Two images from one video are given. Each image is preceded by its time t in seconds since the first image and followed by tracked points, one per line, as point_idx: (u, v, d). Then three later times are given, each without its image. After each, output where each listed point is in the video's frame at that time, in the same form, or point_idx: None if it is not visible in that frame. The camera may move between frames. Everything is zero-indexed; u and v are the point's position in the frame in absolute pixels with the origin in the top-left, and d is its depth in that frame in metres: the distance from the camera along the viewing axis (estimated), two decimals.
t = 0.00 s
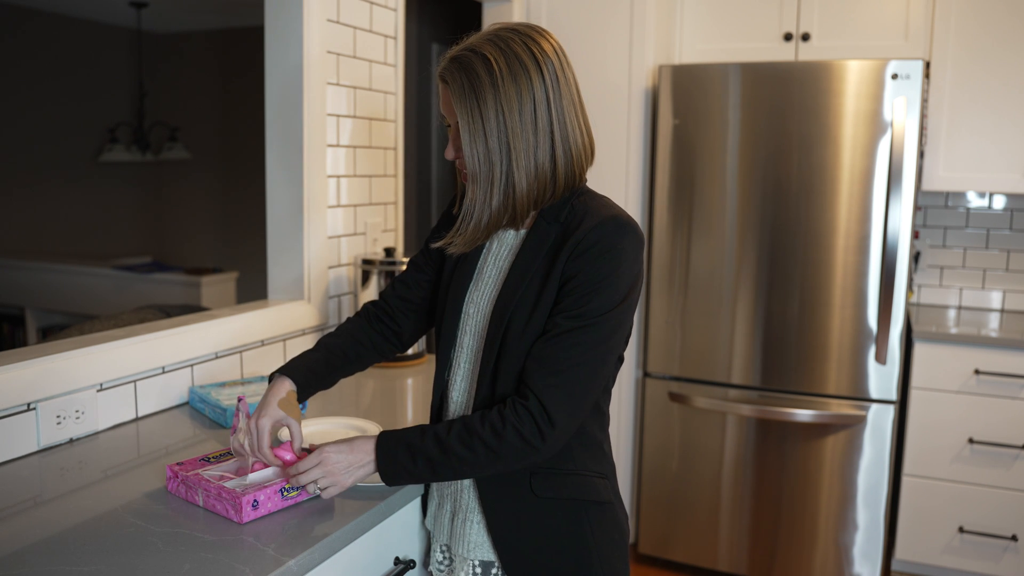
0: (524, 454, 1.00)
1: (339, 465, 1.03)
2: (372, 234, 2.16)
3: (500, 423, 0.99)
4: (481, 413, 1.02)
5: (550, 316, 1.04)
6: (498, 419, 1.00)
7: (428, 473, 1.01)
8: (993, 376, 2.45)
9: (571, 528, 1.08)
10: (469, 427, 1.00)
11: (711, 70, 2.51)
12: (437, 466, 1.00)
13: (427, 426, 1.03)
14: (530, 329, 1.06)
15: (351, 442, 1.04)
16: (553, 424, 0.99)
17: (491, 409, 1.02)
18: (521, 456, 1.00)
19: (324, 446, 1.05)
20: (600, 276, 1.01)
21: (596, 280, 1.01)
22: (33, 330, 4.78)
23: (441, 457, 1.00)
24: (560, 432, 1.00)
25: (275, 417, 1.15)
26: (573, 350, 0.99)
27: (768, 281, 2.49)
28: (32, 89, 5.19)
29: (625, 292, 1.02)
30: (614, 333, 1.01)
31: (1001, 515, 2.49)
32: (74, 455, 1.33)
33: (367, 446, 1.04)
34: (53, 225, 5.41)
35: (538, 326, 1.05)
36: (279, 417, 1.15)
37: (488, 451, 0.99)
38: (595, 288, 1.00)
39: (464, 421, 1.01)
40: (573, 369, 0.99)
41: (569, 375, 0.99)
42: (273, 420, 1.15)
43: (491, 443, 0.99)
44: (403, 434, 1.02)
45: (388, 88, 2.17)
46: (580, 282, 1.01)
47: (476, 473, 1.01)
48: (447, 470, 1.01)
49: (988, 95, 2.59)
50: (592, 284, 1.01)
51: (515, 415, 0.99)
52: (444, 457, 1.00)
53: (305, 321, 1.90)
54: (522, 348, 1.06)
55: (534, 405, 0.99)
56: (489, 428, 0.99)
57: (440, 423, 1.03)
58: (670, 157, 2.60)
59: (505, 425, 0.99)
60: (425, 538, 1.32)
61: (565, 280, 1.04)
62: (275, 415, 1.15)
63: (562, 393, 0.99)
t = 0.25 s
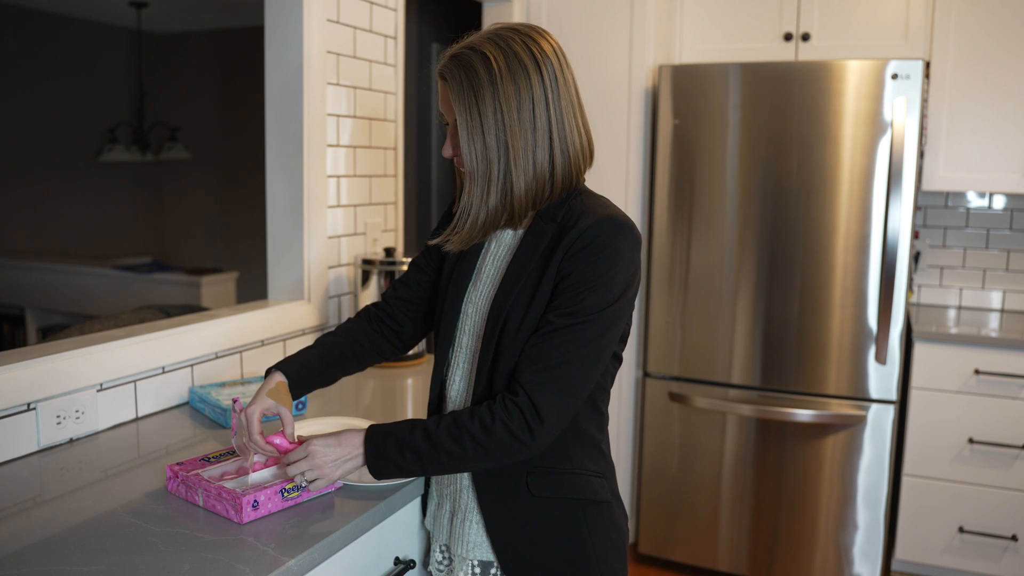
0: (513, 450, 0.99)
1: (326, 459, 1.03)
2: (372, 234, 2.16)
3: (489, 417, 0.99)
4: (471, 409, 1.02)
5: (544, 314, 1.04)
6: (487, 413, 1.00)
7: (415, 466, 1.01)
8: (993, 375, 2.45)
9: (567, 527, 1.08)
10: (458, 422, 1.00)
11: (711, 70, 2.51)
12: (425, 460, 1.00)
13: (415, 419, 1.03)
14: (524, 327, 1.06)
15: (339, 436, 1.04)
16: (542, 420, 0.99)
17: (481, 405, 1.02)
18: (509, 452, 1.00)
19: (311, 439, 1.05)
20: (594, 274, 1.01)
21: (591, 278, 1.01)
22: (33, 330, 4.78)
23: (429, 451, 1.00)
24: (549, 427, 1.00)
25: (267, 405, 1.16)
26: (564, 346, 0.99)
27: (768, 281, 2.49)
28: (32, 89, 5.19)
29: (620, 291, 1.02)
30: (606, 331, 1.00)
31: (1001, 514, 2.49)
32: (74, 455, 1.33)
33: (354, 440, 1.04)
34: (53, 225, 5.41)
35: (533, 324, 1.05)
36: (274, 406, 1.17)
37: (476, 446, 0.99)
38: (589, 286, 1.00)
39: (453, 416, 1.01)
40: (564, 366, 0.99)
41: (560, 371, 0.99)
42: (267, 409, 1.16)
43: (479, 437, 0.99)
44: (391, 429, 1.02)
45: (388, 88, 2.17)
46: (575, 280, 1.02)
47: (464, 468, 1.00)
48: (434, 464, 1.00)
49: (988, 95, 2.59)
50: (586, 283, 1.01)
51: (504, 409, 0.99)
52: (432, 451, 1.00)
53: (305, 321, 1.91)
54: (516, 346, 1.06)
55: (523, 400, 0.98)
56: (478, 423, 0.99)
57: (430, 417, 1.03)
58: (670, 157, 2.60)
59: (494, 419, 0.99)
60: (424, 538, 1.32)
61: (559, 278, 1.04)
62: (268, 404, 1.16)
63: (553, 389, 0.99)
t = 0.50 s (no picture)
0: (509, 449, 0.99)
1: (318, 462, 1.03)
2: (372, 234, 2.16)
3: (486, 417, 0.99)
4: (467, 408, 1.02)
5: (542, 313, 1.04)
6: (483, 412, 0.99)
7: (411, 465, 1.01)
8: (993, 375, 2.45)
9: (566, 527, 1.08)
10: (454, 421, 1.00)
11: (711, 70, 2.51)
12: (421, 459, 1.00)
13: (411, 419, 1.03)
14: (522, 326, 1.06)
15: (329, 438, 1.03)
16: (539, 419, 0.99)
17: (478, 404, 1.02)
18: (506, 451, 1.00)
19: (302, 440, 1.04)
20: (591, 273, 1.01)
21: (588, 277, 1.01)
22: (33, 330, 4.78)
23: (424, 450, 1.00)
24: (545, 426, 0.99)
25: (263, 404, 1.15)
26: (561, 346, 0.99)
27: (768, 281, 2.49)
28: (32, 89, 5.19)
29: (618, 291, 1.02)
30: (603, 330, 1.00)
31: (1001, 514, 2.49)
32: (74, 455, 1.33)
33: (344, 440, 1.04)
34: (52, 225, 5.41)
35: (530, 323, 1.05)
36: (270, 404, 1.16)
37: (473, 445, 0.99)
38: (586, 285, 1.00)
39: (449, 415, 1.01)
40: (561, 365, 0.99)
41: (557, 370, 0.99)
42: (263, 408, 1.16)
43: (475, 436, 0.99)
44: (385, 428, 1.02)
45: (388, 88, 2.17)
46: (572, 280, 1.01)
47: (459, 467, 1.00)
48: (430, 464, 1.00)
49: (988, 94, 2.59)
50: (583, 282, 1.01)
51: (500, 408, 0.99)
52: (428, 450, 1.00)
53: (304, 321, 1.90)
54: (514, 345, 1.06)
55: (519, 399, 0.98)
56: (474, 423, 0.99)
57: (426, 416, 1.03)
58: (670, 157, 2.60)
59: (490, 419, 0.99)
60: (424, 538, 1.32)
61: (557, 278, 1.04)
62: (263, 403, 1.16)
63: (549, 388, 0.99)
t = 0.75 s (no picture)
0: (509, 449, 0.99)
1: (315, 461, 1.02)
2: (372, 234, 2.16)
3: (486, 417, 0.99)
4: (467, 408, 1.02)
5: (542, 313, 1.04)
6: (483, 413, 1.00)
7: (411, 465, 1.01)
8: (993, 376, 2.45)
9: (566, 527, 1.08)
10: (454, 421, 1.00)
11: (711, 70, 2.51)
12: (420, 460, 1.00)
13: (410, 420, 1.03)
14: (522, 326, 1.06)
15: (326, 437, 1.03)
16: (539, 419, 0.99)
17: (477, 405, 1.02)
18: (506, 451, 1.00)
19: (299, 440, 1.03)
20: (591, 273, 1.01)
21: (588, 277, 1.01)
22: (33, 330, 4.78)
23: (424, 450, 1.00)
24: (545, 426, 1.00)
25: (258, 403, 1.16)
26: (561, 346, 0.99)
27: (768, 281, 2.49)
28: (32, 89, 5.19)
29: (618, 291, 1.02)
30: (603, 330, 1.01)
31: (1001, 514, 2.49)
32: (73, 455, 1.33)
33: (342, 439, 1.03)
34: (53, 225, 5.41)
35: (530, 322, 1.05)
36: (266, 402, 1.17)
37: (472, 445, 0.99)
38: (586, 285, 1.00)
39: (449, 415, 1.01)
40: (561, 365, 0.99)
41: (556, 371, 0.99)
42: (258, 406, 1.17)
43: (475, 436, 0.99)
44: (385, 428, 1.02)
45: (388, 88, 2.17)
46: (572, 280, 1.01)
47: (460, 467, 1.00)
48: (430, 464, 1.00)
49: (988, 94, 2.59)
50: (583, 282, 1.01)
51: (500, 409, 0.99)
52: (427, 451, 1.00)
53: (304, 321, 1.91)
54: (514, 345, 1.06)
55: (519, 399, 0.99)
56: (475, 423, 0.99)
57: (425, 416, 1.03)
58: (670, 157, 2.60)
59: (490, 419, 0.99)
60: (424, 538, 1.32)
61: (557, 277, 1.04)
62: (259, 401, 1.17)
63: (549, 388, 0.99)
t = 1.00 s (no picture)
0: (510, 449, 0.99)
1: (318, 461, 1.02)
2: (372, 234, 2.16)
3: (487, 417, 0.99)
4: (468, 408, 1.02)
5: (543, 313, 1.04)
6: (484, 413, 1.00)
7: (412, 465, 1.01)
8: (993, 376, 2.45)
9: (566, 527, 1.08)
10: (455, 421, 1.00)
11: (711, 70, 2.51)
12: (421, 460, 1.00)
13: (411, 419, 1.03)
14: (524, 326, 1.06)
15: (329, 437, 1.02)
16: (540, 420, 0.99)
17: (479, 405, 1.02)
18: (507, 451, 1.00)
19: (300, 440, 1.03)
20: (592, 274, 1.01)
21: (589, 277, 1.01)
22: (33, 330, 4.78)
23: (425, 450, 1.00)
24: (547, 427, 1.00)
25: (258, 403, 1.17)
26: (563, 346, 0.99)
27: (768, 281, 2.49)
28: (32, 89, 5.19)
29: (619, 291, 1.02)
30: (605, 331, 1.00)
31: (1002, 515, 2.49)
32: (73, 455, 1.33)
33: (344, 439, 1.03)
34: (53, 225, 5.41)
35: (531, 322, 1.05)
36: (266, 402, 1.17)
37: (474, 445, 0.99)
38: (588, 286, 1.00)
39: (450, 415, 1.01)
40: (562, 365, 0.99)
41: (558, 371, 0.99)
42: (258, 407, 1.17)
43: (476, 436, 0.99)
44: (386, 427, 1.02)
45: (388, 88, 2.17)
46: (574, 280, 1.01)
47: (461, 467, 1.01)
48: (431, 464, 1.00)
49: (988, 94, 2.59)
50: (585, 282, 1.01)
51: (501, 409, 0.99)
52: (429, 450, 1.00)
53: (305, 321, 1.90)
54: (516, 345, 1.06)
55: (520, 399, 0.99)
56: (476, 423, 0.99)
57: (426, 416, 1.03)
58: (670, 157, 2.60)
59: (492, 420, 0.99)
60: (425, 539, 1.32)
61: (558, 278, 1.04)
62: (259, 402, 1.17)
63: (550, 388, 0.99)
